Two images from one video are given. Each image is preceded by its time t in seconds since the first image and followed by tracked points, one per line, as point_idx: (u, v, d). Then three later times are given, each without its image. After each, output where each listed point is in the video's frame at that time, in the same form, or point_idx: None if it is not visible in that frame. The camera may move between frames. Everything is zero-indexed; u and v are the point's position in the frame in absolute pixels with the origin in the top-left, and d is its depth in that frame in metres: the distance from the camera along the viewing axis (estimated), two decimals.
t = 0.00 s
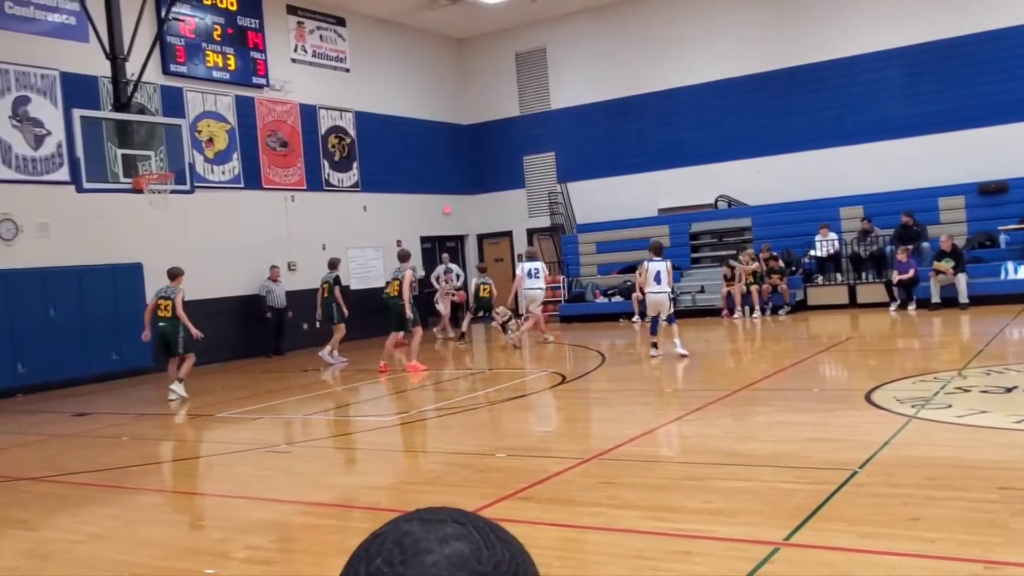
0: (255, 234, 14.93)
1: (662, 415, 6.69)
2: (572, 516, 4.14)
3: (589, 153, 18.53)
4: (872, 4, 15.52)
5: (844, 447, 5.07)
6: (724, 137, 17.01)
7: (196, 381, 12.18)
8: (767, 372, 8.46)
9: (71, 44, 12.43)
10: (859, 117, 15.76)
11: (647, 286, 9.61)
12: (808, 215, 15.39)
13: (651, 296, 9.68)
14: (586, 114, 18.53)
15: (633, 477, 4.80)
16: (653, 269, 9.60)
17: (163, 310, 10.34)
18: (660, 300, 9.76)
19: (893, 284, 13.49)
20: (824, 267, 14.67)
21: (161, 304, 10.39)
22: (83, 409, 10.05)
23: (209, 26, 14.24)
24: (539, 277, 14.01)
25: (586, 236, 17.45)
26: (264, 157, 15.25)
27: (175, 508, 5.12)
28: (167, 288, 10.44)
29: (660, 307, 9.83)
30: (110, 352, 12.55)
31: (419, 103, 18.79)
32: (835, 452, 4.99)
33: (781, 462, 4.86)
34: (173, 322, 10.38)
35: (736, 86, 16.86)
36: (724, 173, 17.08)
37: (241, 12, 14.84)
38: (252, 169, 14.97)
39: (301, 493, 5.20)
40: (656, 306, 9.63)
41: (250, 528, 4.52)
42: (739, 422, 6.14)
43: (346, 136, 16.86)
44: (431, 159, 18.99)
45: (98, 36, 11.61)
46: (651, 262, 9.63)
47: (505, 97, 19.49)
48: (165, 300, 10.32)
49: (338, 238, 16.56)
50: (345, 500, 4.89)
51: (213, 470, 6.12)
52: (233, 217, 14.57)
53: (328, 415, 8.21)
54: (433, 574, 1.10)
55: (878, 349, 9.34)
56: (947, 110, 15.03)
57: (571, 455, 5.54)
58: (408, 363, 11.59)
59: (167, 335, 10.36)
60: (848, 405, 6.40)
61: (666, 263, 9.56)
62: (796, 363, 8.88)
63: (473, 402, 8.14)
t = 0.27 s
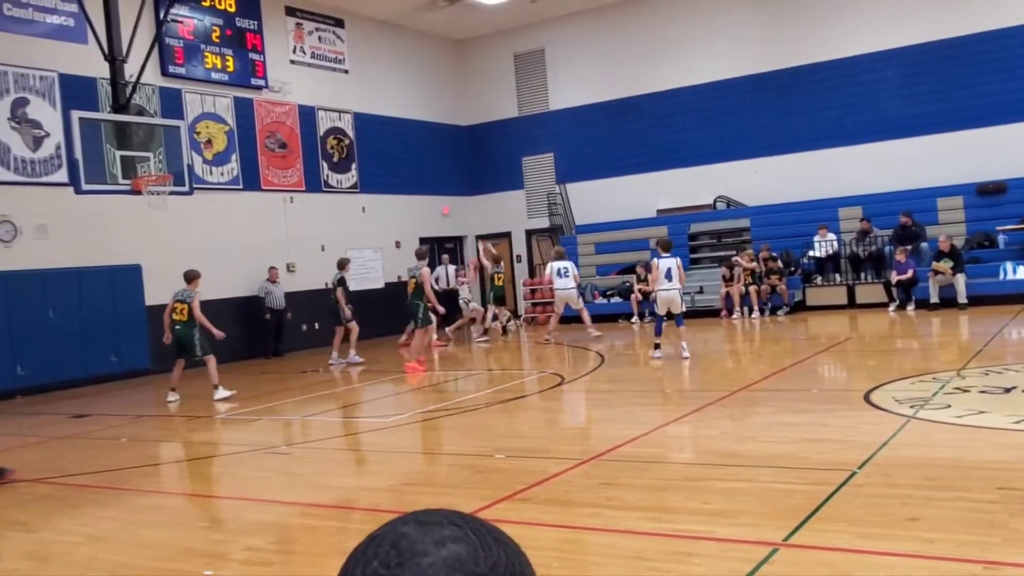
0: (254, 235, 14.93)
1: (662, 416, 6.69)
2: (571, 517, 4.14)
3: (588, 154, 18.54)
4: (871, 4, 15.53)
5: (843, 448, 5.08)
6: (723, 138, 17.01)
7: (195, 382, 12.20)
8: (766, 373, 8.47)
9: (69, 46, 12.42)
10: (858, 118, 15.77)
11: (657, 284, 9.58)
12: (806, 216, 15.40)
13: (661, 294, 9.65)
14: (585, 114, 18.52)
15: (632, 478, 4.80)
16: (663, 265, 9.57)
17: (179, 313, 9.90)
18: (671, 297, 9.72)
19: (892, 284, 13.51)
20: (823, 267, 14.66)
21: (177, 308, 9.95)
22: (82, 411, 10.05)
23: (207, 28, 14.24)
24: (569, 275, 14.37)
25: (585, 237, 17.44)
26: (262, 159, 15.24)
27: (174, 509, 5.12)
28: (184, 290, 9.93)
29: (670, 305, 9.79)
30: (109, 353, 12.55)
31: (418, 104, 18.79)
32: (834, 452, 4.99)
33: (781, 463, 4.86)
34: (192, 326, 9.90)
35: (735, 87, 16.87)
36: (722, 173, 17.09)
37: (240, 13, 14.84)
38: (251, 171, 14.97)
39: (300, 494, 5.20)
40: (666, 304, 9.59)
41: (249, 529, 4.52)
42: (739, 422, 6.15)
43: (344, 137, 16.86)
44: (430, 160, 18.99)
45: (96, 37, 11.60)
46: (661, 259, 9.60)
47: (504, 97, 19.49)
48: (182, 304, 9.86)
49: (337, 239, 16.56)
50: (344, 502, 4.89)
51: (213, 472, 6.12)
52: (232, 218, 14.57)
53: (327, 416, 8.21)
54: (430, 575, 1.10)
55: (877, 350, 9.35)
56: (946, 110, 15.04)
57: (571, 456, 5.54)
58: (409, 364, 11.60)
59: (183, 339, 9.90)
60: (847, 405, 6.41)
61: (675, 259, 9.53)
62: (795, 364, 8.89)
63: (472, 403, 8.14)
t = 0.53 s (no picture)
0: (251, 235, 14.92)
1: (660, 416, 6.69)
2: (570, 517, 4.14)
3: (585, 153, 18.54)
4: (869, 4, 15.53)
5: (841, 447, 5.08)
6: (721, 138, 17.02)
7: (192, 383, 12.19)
8: (763, 373, 8.47)
9: (66, 46, 12.41)
10: (855, 117, 15.78)
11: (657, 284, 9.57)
12: (803, 215, 15.41)
13: (661, 294, 9.65)
14: (583, 114, 18.52)
15: (630, 478, 4.81)
16: (661, 265, 9.57)
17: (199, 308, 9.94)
18: (673, 296, 9.72)
19: (888, 284, 13.53)
20: (820, 267, 14.68)
21: (196, 303, 10.00)
22: (80, 411, 10.05)
23: (204, 28, 14.23)
24: (601, 267, 14.63)
25: (582, 237, 17.44)
26: (259, 159, 15.23)
27: (172, 510, 5.11)
28: (206, 288, 10.03)
29: (673, 306, 9.78)
30: (107, 354, 12.54)
31: (415, 104, 18.79)
32: (832, 452, 5.00)
33: (779, 463, 4.87)
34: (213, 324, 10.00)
35: (732, 86, 16.87)
36: (719, 173, 17.10)
37: (237, 13, 14.83)
38: (248, 171, 14.96)
39: (298, 494, 5.20)
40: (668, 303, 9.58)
41: (247, 530, 4.52)
42: (737, 422, 6.15)
43: (342, 138, 16.84)
44: (427, 160, 18.98)
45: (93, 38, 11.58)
46: (659, 260, 9.61)
47: (501, 98, 19.49)
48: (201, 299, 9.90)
49: (334, 239, 16.56)
50: (343, 502, 4.89)
51: (211, 472, 6.11)
52: (229, 218, 14.56)
53: (325, 416, 8.21)
54: None
55: (875, 349, 9.35)
56: (943, 110, 15.06)
57: (569, 456, 5.54)
58: (408, 363, 11.60)
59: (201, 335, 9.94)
60: (845, 405, 6.42)
61: (674, 258, 9.53)
62: (793, 363, 8.89)
63: (470, 403, 8.14)
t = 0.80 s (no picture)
0: (246, 236, 14.90)
1: (654, 416, 6.69)
2: (565, 517, 4.14)
3: (580, 154, 18.54)
4: (866, 4, 15.55)
5: (835, 447, 5.09)
6: (716, 138, 17.03)
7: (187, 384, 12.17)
8: (758, 373, 8.48)
9: (60, 47, 12.39)
10: (849, 118, 15.81)
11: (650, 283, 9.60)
12: (798, 216, 15.42)
13: (654, 294, 9.68)
14: (578, 114, 18.52)
15: (625, 478, 4.81)
16: (653, 265, 9.62)
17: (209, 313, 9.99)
18: (668, 296, 9.74)
19: (883, 284, 13.56)
20: (814, 267, 14.72)
21: (207, 308, 10.02)
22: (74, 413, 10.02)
23: (199, 29, 14.21)
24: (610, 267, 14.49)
25: (578, 237, 17.44)
26: (254, 160, 15.21)
27: (167, 512, 5.10)
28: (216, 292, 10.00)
29: (669, 305, 9.79)
30: (102, 356, 12.52)
31: (410, 105, 18.78)
32: (827, 452, 5.00)
33: (773, 462, 4.87)
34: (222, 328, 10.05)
35: (727, 87, 16.88)
36: (714, 173, 17.12)
37: (231, 14, 14.81)
38: (243, 172, 14.94)
39: (293, 495, 5.20)
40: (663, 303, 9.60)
41: (242, 531, 4.51)
42: (733, 422, 6.15)
43: (336, 138, 16.83)
44: (422, 161, 18.97)
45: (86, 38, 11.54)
46: (652, 259, 9.65)
47: (496, 98, 19.49)
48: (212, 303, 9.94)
49: (329, 240, 16.54)
50: (338, 503, 4.88)
51: (206, 474, 6.10)
52: (224, 219, 14.54)
53: (321, 417, 8.19)
54: None
55: (869, 349, 9.36)
56: (937, 110, 15.09)
57: (564, 456, 5.54)
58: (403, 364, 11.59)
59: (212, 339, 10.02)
60: (840, 404, 6.43)
61: (666, 259, 9.57)
62: (787, 363, 8.91)
63: (464, 404, 8.14)
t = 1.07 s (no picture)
0: (232, 237, 14.84)
1: (641, 417, 6.70)
2: (552, 518, 4.14)
3: (568, 154, 18.56)
4: (851, 6, 15.63)
5: (821, 446, 5.11)
6: (702, 139, 17.08)
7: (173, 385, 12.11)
8: (745, 373, 8.50)
9: (45, 47, 12.32)
10: (835, 119, 15.89)
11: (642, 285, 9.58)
12: (784, 216, 15.48)
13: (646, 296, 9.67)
14: (565, 114, 18.54)
15: (612, 478, 4.81)
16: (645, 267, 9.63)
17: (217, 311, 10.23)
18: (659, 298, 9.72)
19: (868, 284, 13.63)
20: (800, 267, 14.79)
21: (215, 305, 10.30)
22: (58, 415, 9.95)
23: (184, 28, 14.16)
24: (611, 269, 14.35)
25: (565, 238, 17.44)
26: (240, 160, 15.15)
27: (151, 514, 5.07)
28: (222, 288, 10.40)
29: (660, 308, 9.78)
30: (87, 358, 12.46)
31: (397, 105, 18.76)
32: (813, 451, 5.02)
33: (760, 462, 4.88)
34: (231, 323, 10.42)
35: (714, 87, 16.93)
36: (700, 174, 17.16)
37: (217, 14, 14.76)
38: (229, 173, 14.88)
39: (279, 497, 5.17)
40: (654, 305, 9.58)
41: (228, 534, 4.49)
42: (720, 422, 6.17)
43: (323, 139, 16.79)
44: (409, 161, 18.95)
45: (71, 38, 11.47)
46: (644, 261, 9.66)
47: (483, 99, 19.48)
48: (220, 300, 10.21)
49: (316, 241, 16.49)
50: (324, 505, 4.87)
51: (191, 476, 6.06)
52: (210, 220, 14.47)
53: (307, 418, 8.17)
54: None
55: (855, 349, 9.40)
56: (922, 111, 15.18)
57: (550, 457, 5.54)
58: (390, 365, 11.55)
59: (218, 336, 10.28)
60: (826, 404, 6.45)
61: (658, 260, 9.53)
62: (774, 363, 8.93)
63: (451, 405, 8.13)
